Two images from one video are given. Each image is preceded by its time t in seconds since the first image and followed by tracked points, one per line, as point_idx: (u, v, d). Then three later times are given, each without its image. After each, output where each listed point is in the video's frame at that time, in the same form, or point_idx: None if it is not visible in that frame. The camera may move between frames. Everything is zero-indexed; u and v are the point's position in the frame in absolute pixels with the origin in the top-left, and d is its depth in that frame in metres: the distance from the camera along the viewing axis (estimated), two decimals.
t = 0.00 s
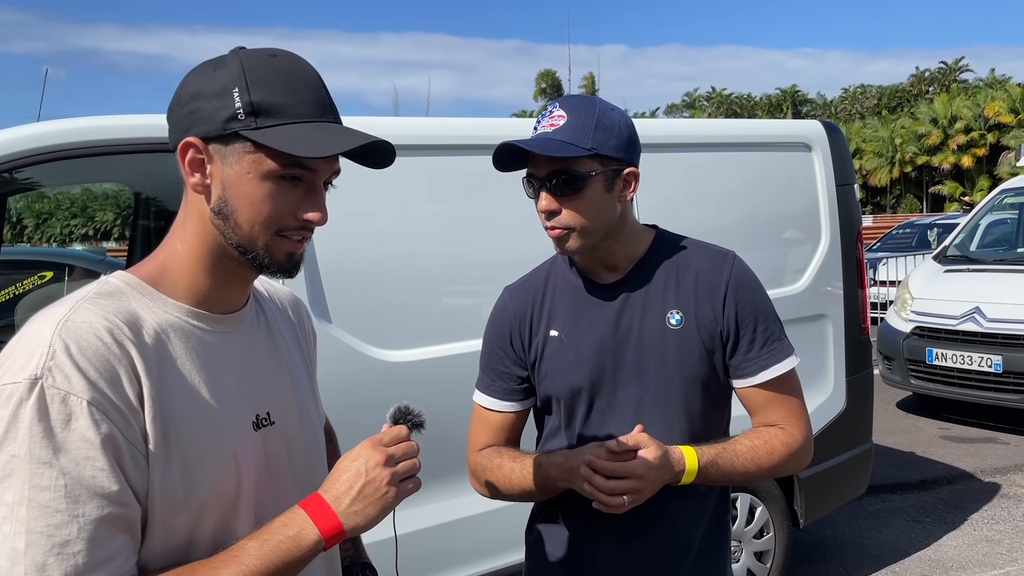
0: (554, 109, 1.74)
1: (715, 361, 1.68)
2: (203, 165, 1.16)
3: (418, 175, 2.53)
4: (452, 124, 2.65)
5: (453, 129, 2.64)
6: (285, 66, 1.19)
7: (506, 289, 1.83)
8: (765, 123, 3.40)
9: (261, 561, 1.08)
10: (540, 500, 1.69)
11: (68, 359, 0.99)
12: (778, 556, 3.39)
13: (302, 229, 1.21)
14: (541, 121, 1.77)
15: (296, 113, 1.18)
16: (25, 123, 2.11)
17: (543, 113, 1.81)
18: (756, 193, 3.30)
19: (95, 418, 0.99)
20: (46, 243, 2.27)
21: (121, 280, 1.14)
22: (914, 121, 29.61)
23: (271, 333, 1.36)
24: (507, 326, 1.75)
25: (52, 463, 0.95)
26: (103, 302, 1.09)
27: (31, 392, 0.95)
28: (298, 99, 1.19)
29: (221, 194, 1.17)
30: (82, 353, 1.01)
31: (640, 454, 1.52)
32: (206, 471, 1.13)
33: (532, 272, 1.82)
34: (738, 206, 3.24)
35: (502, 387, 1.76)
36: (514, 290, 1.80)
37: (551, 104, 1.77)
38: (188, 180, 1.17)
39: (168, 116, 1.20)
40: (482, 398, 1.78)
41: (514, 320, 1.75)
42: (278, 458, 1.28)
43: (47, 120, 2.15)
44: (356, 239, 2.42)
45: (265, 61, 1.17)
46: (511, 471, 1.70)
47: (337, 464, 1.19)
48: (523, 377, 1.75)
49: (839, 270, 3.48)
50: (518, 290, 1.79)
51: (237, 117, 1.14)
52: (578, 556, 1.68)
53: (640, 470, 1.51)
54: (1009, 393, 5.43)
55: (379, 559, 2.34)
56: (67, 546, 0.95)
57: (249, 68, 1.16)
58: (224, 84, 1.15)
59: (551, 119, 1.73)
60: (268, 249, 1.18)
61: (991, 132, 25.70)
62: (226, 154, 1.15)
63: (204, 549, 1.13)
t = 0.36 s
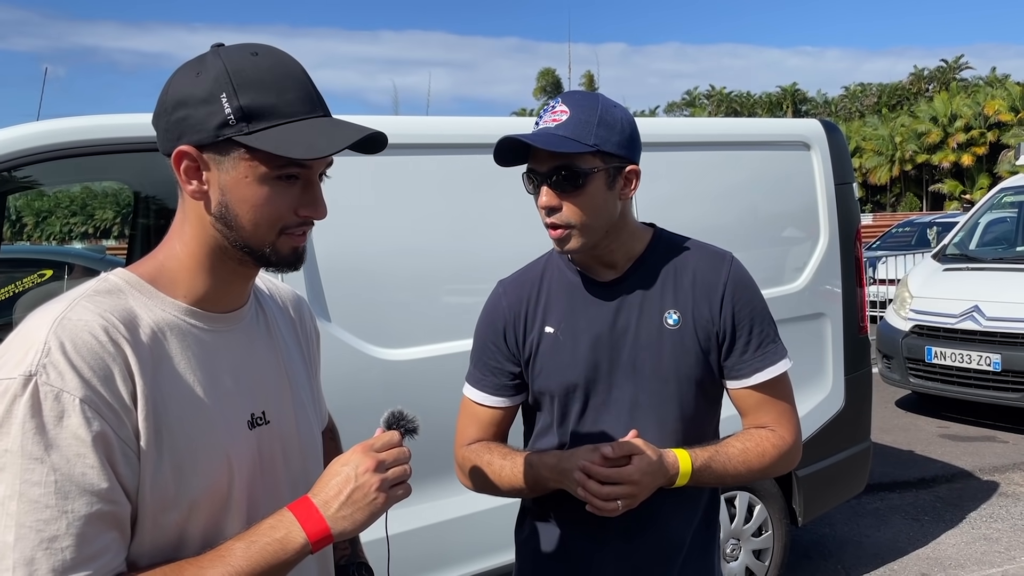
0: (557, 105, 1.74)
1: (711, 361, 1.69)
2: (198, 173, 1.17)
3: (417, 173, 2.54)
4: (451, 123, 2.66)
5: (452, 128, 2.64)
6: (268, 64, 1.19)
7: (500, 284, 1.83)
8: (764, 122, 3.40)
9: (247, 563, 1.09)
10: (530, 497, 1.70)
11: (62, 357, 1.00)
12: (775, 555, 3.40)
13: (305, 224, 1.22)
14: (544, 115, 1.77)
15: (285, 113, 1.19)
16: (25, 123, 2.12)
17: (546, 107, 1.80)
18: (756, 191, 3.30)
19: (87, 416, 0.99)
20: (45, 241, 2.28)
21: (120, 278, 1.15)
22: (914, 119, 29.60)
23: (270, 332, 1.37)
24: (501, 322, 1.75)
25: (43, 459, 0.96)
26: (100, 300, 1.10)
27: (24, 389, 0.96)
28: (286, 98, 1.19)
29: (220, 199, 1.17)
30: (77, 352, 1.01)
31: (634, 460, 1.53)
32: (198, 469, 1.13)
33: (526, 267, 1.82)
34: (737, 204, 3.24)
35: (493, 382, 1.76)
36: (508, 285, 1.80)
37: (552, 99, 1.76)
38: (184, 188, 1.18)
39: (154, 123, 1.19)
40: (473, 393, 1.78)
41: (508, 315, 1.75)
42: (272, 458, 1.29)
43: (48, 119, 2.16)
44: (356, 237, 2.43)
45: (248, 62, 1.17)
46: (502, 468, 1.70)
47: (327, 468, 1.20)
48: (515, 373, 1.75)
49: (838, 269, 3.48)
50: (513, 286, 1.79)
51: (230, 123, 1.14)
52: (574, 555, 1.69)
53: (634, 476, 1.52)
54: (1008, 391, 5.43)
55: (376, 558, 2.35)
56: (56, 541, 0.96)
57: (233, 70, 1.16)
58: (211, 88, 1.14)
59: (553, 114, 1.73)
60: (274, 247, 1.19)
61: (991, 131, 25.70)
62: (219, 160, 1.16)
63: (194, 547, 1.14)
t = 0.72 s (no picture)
0: (552, 101, 1.72)
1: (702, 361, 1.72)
2: (220, 188, 1.18)
3: (417, 174, 2.54)
4: (452, 124, 2.66)
5: (453, 129, 2.65)
6: (273, 72, 1.21)
7: (482, 285, 1.78)
8: (764, 122, 3.41)
9: (240, 568, 1.10)
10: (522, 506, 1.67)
11: (51, 368, 1.00)
12: (774, 555, 3.40)
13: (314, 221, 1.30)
14: (539, 111, 1.75)
15: (303, 123, 1.24)
16: (25, 124, 2.12)
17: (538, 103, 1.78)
18: (756, 191, 3.31)
19: (76, 427, 1.00)
20: (44, 239, 2.28)
21: (108, 286, 1.15)
22: (914, 119, 29.61)
23: (260, 334, 1.37)
24: (488, 326, 1.71)
25: (33, 470, 0.97)
26: (88, 309, 1.10)
27: (14, 401, 0.97)
28: (300, 106, 1.24)
29: (243, 211, 1.20)
30: (65, 363, 1.02)
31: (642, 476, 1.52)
32: (189, 475, 1.14)
33: (510, 269, 1.79)
34: (736, 204, 3.25)
35: (479, 388, 1.70)
36: (494, 288, 1.75)
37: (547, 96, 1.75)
38: (207, 205, 1.18)
39: (155, 139, 1.16)
40: (455, 399, 1.72)
41: (497, 319, 1.71)
42: (264, 460, 1.30)
43: (48, 121, 2.17)
44: (356, 238, 2.44)
45: (259, 72, 1.19)
46: (491, 480, 1.67)
47: (318, 473, 1.20)
48: (502, 379, 1.71)
49: (837, 269, 3.49)
50: (499, 288, 1.75)
51: (258, 138, 1.18)
52: (571, 558, 1.69)
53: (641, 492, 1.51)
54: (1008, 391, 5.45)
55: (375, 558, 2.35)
56: (48, 551, 0.97)
57: (249, 83, 1.18)
58: (231, 104, 1.16)
59: (549, 111, 1.71)
60: (294, 246, 1.26)
61: (991, 130, 25.70)
62: (244, 175, 1.19)
63: (187, 552, 1.15)
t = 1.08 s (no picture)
0: (606, 96, 1.67)
1: (699, 354, 1.78)
2: (220, 188, 1.19)
3: (417, 173, 2.55)
4: (452, 123, 2.67)
5: (453, 128, 2.65)
6: (271, 73, 1.24)
7: (473, 284, 1.71)
8: (764, 122, 3.41)
9: (237, 563, 1.10)
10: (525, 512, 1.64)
11: (44, 369, 1.00)
12: (774, 553, 3.41)
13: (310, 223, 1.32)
14: (591, 105, 1.66)
15: (298, 123, 1.27)
16: (26, 123, 2.12)
17: (572, 97, 1.69)
18: (757, 190, 3.32)
19: (72, 427, 1.00)
20: (44, 239, 2.31)
21: (96, 286, 1.15)
22: (913, 118, 29.61)
23: (247, 331, 1.38)
24: (490, 324, 1.65)
25: (29, 471, 0.97)
26: (79, 309, 1.10)
27: (7, 402, 0.97)
28: (294, 107, 1.26)
29: (241, 210, 1.21)
30: (59, 363, 1.02)
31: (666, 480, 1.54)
32: (184, 473, 1.15)
33: (503, 265, 1.74)
34: (736, 203, 3.25)
35: (479, 390, 1.63)
36: (490, 286, 1.69)
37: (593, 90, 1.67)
38: (205, 205, 1.18)
39: (153, 139, 1.16)
40: (453, 402, 1.63)
41: (498, 316, 1.65)
42: (256, 456, 1.30)
43: (49, 120, 2.17)
44: (355, 237, 2.44)
45: (256, 74, 1.21)
46: (499, 488, 1.62)
47: (312, 467, 1.21)
48: (502, 380, 1.64)
49: (837, 268, 3.49)
50: (496, 285, 1.69)
51: (259, 138, 1.19)
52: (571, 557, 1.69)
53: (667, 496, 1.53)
54: (1007, 390, 5.45)
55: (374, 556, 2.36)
56: (45, 551, 0.98)
57: (248, 84, 1.19)
58: (234, 105, 1.17)
59: (609, 103, 1.66)
60: (286, 244, 1.27)
61: (991, 130, 25.71)
62: (244, 175, 1.20)
63: (183, 549, 1.16)
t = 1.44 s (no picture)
0: (638, 93, 1.69)
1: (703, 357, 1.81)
2: (183, 188, 1.18)
3: (418, 174, 2.55)
4: (453, 125, 2.67)
5: (454, 130, 2.66)
6: (247, 76, 1.20)
7: (489, 286, 1.68)
8: (765, 123, 3.41)
9: (236, 562, 1.11)
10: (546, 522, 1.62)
11: (43, 368, 1.01)
12: (775, 554, 3.41)
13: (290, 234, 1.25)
14: (625, 102, 1.67)
15: (267, 126, 1.21)
16: (29, 124, 2.13)
17: (605, 93, 1.69)
18: (758, 191, 3.32)
19: (71, 425, 1.01)
20: (44, 240, 2.29)
21: (94, 288, 1.16)
22: (914, 119, 29.61)
23: (246, 333, 1.38)
24: (513, 326, 1.61)
25: (28, 469, 0.97)
26: (77, 310, 1.10)
27: (6, 401, 0.97)
28: (267, 111, 1.22)
29: (204, 212, 1.18)
30: (58, 362, 1.03)
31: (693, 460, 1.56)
32: (184, 473, 1.15)
33: (516, 266, 1.72)
34: (737, 204, 3.25)
35: (506, 395, 1.58)
36: (509, 287, 1.66)
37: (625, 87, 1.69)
38: (168, 202, 1.18)
39: (131, 136, 1.19)
40: (474, 410, 1.57)
41: (520, 318, 1.62)
42: (255, 457, 1.31)
43: (52, 121, 2.17)
44: (356, 239, 2.44)
45: (228, 75, 1.19)
46: (527, 494, 1.58)
47: (311, 467, 1.20)
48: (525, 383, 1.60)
49: (838, 269, 3.50)
50: (514, 286, 1.66)
51: (214, 138, 1.16)
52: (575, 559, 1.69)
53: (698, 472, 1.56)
54: (1008, 391, 5.45)
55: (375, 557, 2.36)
56: (44, 550, 0.98)
57: (214, 84, 1.17)
58: (193, 104, 1.16)
59: (642, 101, 1.68)
60: (256, 256, 1.21)
61: (991, 130, 25.72)
62: (204, 177, 1.18)
63: (181, 549, 1.16)
